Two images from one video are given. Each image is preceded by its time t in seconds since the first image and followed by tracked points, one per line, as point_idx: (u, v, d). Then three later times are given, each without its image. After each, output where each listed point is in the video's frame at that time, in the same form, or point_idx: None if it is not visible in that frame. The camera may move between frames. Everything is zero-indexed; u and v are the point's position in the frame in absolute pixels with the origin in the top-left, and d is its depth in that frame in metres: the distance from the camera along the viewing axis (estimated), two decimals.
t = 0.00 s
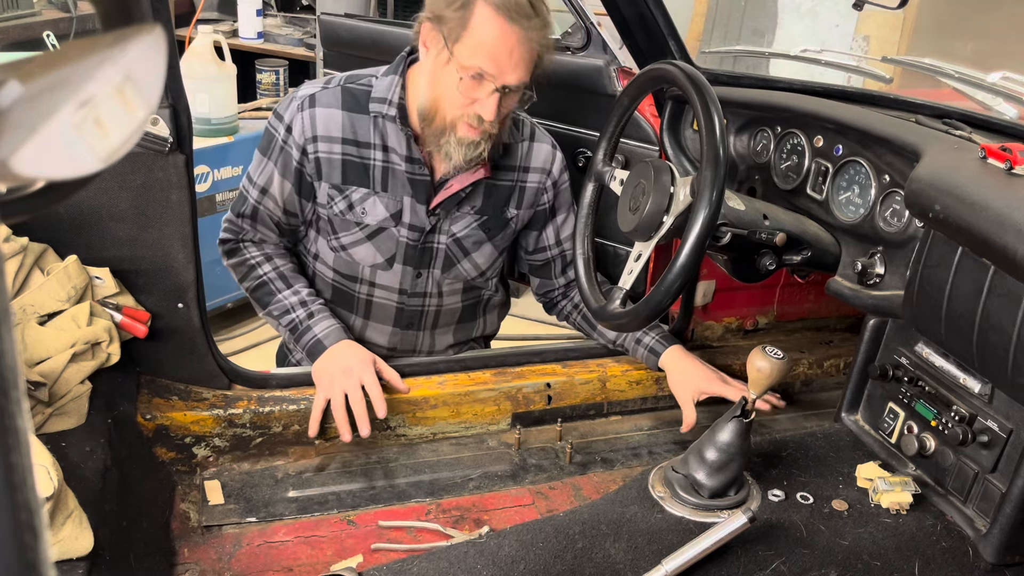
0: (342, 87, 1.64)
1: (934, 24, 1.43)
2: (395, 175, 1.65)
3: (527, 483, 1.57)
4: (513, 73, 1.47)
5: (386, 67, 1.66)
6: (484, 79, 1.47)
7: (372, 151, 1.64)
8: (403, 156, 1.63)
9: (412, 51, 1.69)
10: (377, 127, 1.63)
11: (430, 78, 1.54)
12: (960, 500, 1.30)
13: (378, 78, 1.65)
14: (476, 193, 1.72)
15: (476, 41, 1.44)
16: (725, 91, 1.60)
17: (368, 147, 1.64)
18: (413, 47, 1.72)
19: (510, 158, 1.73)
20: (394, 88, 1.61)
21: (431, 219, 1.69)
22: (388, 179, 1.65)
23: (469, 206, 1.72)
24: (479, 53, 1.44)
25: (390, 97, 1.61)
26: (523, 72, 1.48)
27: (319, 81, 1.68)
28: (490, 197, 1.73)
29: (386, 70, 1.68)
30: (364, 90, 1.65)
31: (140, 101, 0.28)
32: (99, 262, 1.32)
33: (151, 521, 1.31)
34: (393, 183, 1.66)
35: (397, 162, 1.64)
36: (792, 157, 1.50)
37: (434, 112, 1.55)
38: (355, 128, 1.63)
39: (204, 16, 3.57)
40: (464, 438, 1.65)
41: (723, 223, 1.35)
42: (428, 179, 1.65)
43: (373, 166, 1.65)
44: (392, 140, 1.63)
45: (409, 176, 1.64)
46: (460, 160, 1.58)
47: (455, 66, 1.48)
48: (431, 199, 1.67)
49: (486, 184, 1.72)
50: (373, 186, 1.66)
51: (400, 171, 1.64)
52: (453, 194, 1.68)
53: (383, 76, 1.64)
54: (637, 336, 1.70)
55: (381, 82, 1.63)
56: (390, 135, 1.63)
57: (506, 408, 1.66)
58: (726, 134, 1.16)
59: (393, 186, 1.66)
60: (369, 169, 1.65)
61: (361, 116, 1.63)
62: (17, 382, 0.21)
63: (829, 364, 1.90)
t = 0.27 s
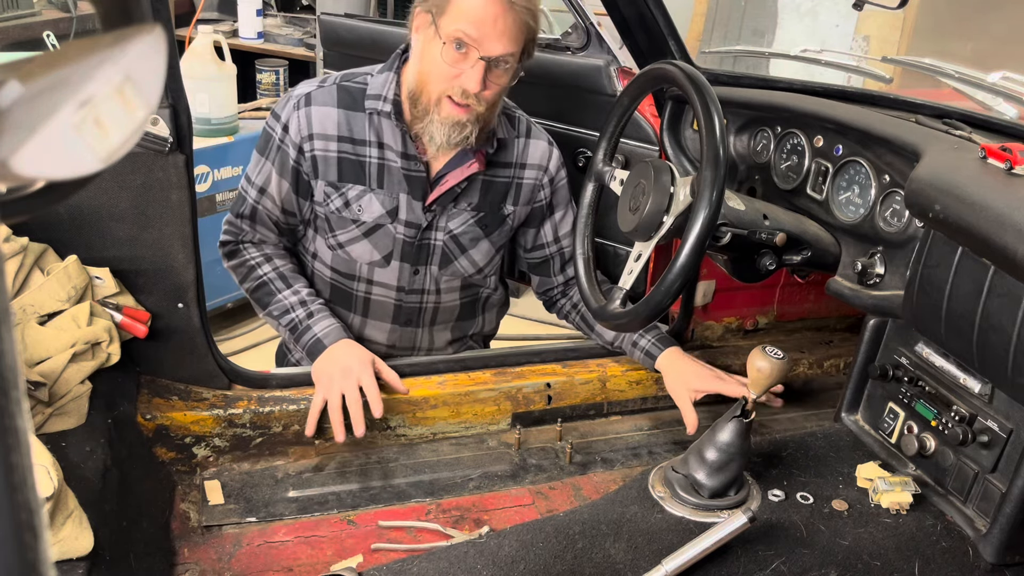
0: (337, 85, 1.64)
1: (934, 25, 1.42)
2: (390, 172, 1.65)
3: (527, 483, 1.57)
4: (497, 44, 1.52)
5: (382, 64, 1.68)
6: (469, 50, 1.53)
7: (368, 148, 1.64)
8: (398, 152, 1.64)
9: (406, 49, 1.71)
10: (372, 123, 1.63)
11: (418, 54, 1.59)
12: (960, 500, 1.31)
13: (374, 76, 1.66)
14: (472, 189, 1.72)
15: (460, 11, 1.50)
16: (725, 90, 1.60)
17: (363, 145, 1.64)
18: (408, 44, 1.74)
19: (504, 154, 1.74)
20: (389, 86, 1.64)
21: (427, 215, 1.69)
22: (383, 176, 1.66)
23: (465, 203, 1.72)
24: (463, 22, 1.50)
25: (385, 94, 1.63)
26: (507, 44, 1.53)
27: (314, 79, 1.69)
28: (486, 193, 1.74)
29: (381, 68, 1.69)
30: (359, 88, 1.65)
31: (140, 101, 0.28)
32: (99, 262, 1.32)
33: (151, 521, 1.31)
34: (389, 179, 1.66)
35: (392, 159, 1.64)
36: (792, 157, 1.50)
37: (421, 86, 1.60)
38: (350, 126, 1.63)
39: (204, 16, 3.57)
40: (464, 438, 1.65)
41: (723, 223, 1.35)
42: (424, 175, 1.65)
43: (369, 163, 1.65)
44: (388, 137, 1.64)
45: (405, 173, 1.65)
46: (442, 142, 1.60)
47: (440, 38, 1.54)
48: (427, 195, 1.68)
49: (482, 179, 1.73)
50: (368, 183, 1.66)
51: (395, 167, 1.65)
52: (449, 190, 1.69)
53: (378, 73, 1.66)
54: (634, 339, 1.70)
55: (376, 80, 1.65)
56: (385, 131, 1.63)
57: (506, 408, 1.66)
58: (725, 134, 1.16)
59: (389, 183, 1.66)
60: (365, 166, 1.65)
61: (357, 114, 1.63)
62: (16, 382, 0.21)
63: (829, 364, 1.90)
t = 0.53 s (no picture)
0: (336, 83, 1.65)
1: (934, 25, 1.42)
2: (388, 170, 1.66)
3: (527, 483, 1.57)
4: (489, 43, 1.52)
5: (380, 63, 1.69)
6: (460, 48, 1.53)
7: (365, 146, 1.65)
8: (396, 151, 1.64)
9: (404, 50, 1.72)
10: (370, 122, 1.64)
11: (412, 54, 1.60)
12: (960, 500, 1.30)
13: (372, 75, 1.67)
14: (470, 189, 1.73)
15: (451, 10, 1.51)
16: (725, 91, 1.61)
17: (362, 143, 1.64)
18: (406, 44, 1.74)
19: (503, 154, 1.73)
20: (386, 84, 1.64)
21: (424, 214, 1.69)
22: (381, 174, 1.66)
23: (463, 202, 1.73)
24: (453, 21, 1.51)
25: (383, 92, 1.64)
26: (498, 43, 1.53)
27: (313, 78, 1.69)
28: (484, 193, 1.74)
29: (379, 66, 1.69)
30: (358, 86, 1.65)
31: (140, 101, 0.28)
32: (99, 262, 1.32)
33: (151, 521, 1.31)
34: (386, 177, 1.66)
35: (389, 157, 1.65)
36: (792, 157, 1.50)
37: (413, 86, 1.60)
38: (349, 124, 1.63)
39: (204, 16, 3.57)
40: (464, 438, 1.65)
41: (723, 223, 1.35)
42: (420, 174, 1.66)
43: (366, 161, 1.65)
44: (386, 136, 1.64)
45: (402, 171, 1.65)
46: (436, 138, 1.59)
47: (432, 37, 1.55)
48: (423, 194, 1.68)
49: (480, 179, 1.73)
50: (366, 181, 1.66)
51: (393, 166, 1.65)
52: (446, 189, 1.69)
53: (377, 72, 1.67)
54: (634, 337, 1.70)
55: (373, 78, 1.66)
56: (383, 129, 1.64)
57: (506, 408, 1.66)
58: (725, 134, 1.16)
59: (386, 181, 1.66)
60: (363, 164, 1.65)
61: (355, 112, 1.64)
62: (17, 382, 0.21)
63: (829, 364, 1.90)
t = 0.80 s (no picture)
0: (337, 90, 1.64)
1: (934, 25, 1.42)
2: (384, 181, 1.65)
3: (527, 483, 1.57)
4: (497, 69, 1.50)
5: (383, 73, 1.67)
6: (467, 74, 1.51)
7: (363, 155, 1.64)
8: (393, 163, 1.63)
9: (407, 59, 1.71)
10: (369, 132, 1.63)
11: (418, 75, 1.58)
12: (960, 500, 1.30)
13: (374, 84, 1.65)
14: (466, 203, 1.72)
15: (459, 35, 1.48)
16: (725, 91, 1.61)
17: (360, 152, 1.64)
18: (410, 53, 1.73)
19: (501, 169, 1.73)
20: (386, 96, 1.63)
21: (418, 226, 1.69)
22: (377, 184, 1.65)
23: (459, 216, 1.72)
24: (462, 46, 1.48)
25: (382, 104, 1.62)
26: (507, 67, 1.50)
27: (316, 82, 1.68)
28: (480, 207, 1.73)
29: (382, 75, 1.68)
30: (359, 95, 1.64)
31: (140, 101, 0.28)
32: (99, 262, 1.32)
33: (151, 521, 1.31)
34: (382, 188, 1.66)
35: (386, 167, 1.64)
36: (792, 156, 1.50)
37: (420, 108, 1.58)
38: (348, 132, 1.63)
39: (204, 16, 3.57)
40: (464, 438, 1.65)
41: (723, 223, 1.34)
42: (416, 187, 1.65)
43: (363, 170, 1.65)
44: (383, 146, 1.63)
45: (397, 183, 1.65)
46: (442, 160, 1.60)
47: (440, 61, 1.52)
48: (419, 207, 1.67)
49: (477, 193, 1.72)
50: (362, 191, 1.66)
51: (389, 177, 1.64)
52: (442, 203, 1.68)
53: (379, 82, 1.65)
54: (639, 335, 1.70)
55: (374, 88, 1.64)
56: (382, 141, 1.63)
57: (506, 408, 1.66)
58: (725, 134, 1.16)
59: (382, 192, 1.66)
60: (359, 173, 1.65)
61: (355, 121, 1.63)
62: (17, 382, 0.21)
63: (829, 364, 1.90)
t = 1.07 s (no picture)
0: (336, 92, 1.63)
1: (934, 25, 1.42)
2: (384, 182, 1.65)
3: (527, 483, 1.57)
4: (500, 76, 1.47)
5: (382, 73, 1.66)
6: (470, 84, 1.48)
7: (363, 157, 1.64)
8: (393, 163, 1.63)
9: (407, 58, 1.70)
10: (368, 133, 1.63)
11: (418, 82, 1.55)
12: (960, 500, 1.30)
13: (372, 85, 1.65)
14: (467, 203, 1.72)
15: (460, 45, 1.45)
16: (725, 91, 1.61)
17: (360, 154, 1.64)
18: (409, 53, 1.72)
19: (502, 169, 1.72)
20: (386, 96, 1.62)
21: (420, 227, 1.69)
22: (377, 185, 1.65)
23: (460, 215, 1.72)
24: (463, 56, 1.45)
25: (381, 105, 1.62)
26: (510, 74, 1.48)
27: (314, 84, 1.68)
28: (481, 206, 1.73)
29: (381, 75, 1.67)
30: (358, 96, 1.64)
31: (140, 101, 0.28)
32: (99, 262, 1.32)
33: (152, 521, 1.31)
34: (383, 189, 1.66)
35: (387, 168, 1.64)
36: (792, 156, 1.50)
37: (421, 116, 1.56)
38: (347, 134, 1.63)
39: (204, 16, 3.57)
40: (464, 438, 1.65)
41: (723, 223, 1.35)
42: (417, 187, 1.64)
43: (363, 172, 1.65)
44: (383, 148, 1.63)
45: (398, 184, 1.65)
46: (449, 166, 1.58)
47: (441, 70, 1.49)
48: (420, 208, 1.67)
49: (477, 193, 1.72)
50: (362, 192, 1.66)
51: (389, 178, 1.64)
52: (443, 203, 1.68)
53: (377, 82, 1.64)
54: (635, 337, 1.70)
55: (373, 89, 1.64)
56: (381, 141, 1.63)
57: (506, 408, 1.66)
58: (726, 134, 1.16)
59: (382, 193, 1.66)
60: (360, 175, 1.65)
61: (354, 122, 1.63)
62: (17, 382, 0.21)
63: (829, 364, 1.90)
